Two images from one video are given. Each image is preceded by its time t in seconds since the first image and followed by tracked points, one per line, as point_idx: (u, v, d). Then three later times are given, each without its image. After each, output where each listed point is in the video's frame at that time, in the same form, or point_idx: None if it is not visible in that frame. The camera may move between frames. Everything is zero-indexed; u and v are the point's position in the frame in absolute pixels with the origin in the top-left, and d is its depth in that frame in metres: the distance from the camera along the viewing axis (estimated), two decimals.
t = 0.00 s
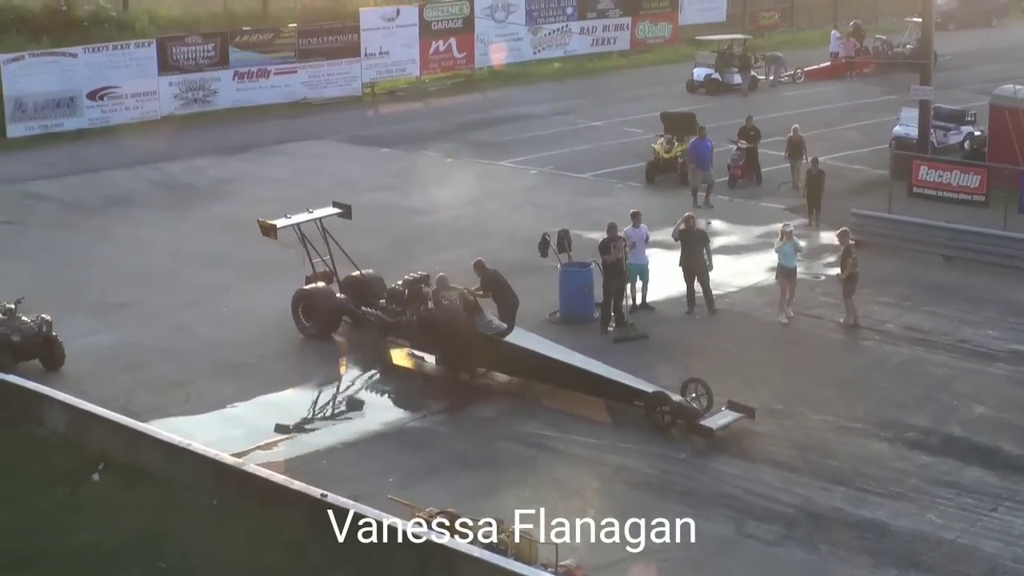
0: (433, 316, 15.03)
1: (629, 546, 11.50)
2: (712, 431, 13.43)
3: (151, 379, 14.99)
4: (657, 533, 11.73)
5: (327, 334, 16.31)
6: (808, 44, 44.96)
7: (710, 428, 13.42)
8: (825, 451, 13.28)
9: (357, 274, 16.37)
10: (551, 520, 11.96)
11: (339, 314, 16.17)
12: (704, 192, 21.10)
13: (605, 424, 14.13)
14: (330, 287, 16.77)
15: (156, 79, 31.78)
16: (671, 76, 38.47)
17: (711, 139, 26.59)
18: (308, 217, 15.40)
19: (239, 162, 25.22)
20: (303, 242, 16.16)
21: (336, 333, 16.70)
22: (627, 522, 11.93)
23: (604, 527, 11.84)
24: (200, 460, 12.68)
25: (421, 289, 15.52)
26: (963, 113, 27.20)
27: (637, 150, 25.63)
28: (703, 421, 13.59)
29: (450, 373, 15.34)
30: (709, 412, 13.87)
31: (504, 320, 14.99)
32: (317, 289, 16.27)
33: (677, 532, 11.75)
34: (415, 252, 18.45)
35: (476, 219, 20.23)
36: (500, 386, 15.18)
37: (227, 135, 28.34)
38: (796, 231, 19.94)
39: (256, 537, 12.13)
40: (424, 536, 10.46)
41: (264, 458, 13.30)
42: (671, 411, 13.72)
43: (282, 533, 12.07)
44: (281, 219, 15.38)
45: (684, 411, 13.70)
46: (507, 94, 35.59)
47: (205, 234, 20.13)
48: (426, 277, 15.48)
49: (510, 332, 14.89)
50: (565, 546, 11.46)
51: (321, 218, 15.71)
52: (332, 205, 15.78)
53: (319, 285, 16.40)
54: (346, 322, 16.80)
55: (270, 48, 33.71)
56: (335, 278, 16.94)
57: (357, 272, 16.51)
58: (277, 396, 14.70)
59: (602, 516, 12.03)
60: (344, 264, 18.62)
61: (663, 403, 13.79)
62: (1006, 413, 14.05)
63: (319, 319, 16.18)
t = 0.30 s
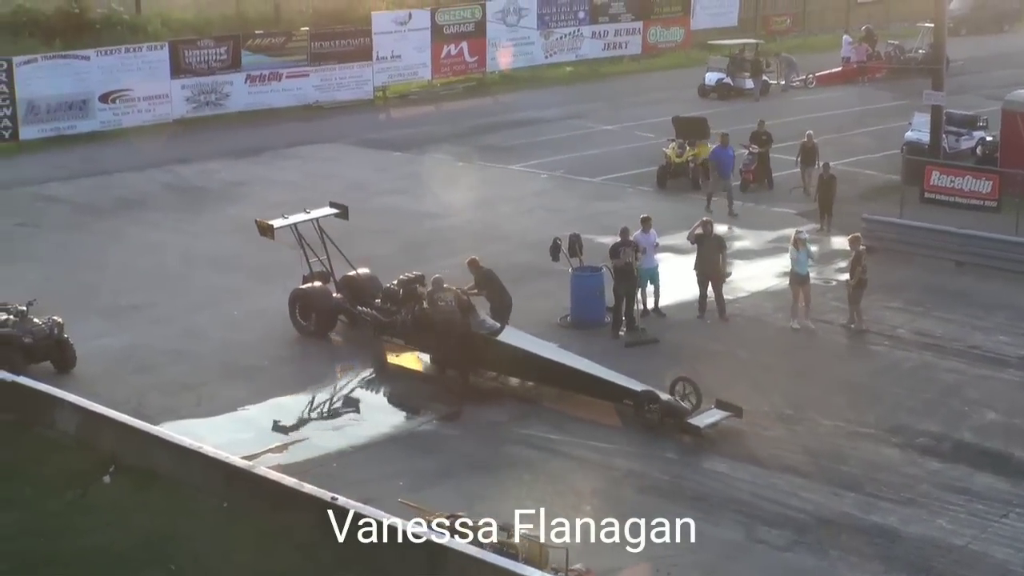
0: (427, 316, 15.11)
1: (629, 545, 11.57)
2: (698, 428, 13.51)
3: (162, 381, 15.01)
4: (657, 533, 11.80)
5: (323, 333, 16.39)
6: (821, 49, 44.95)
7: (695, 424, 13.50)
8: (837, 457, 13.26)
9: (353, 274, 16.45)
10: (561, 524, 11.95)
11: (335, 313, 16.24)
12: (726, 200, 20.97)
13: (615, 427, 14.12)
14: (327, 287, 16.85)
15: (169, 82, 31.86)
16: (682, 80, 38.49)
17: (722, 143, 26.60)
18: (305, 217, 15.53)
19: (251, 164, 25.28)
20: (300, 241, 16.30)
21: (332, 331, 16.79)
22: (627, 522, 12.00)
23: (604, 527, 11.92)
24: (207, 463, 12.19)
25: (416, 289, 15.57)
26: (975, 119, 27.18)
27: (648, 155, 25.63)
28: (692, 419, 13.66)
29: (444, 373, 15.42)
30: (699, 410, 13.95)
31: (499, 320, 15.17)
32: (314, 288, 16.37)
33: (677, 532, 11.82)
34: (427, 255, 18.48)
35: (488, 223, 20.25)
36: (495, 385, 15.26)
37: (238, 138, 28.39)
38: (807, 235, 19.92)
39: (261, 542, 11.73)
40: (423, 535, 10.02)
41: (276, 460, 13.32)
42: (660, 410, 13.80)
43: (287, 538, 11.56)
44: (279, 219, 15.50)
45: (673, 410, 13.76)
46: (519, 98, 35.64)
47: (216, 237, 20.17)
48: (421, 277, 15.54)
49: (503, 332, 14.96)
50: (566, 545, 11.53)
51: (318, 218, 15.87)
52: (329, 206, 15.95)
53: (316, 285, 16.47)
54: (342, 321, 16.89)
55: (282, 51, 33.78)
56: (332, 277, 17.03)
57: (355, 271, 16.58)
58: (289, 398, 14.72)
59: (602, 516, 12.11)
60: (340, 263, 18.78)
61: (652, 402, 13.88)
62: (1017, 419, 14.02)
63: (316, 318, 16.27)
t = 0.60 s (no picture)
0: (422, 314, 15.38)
1: (629, 546, 11.66)
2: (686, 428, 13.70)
3: (175, 383, 15.03)
4: (657, 533, 11.90)
5: (321, 332, 16.60)
6: (835, 56, 44.93)
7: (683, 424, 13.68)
8: (850, 465, 13.24)
9: (353, 275, 16.73)
10: (572, 529, 11.93)
11: (333, 313, 16.46)
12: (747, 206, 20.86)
13: (628, 432, 14.10)
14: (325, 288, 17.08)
15: (183, 85, 31.95)
16: (696, 87, 38.49)
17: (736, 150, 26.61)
18: (304, 218, 15.78)
19: (265, 168, 25.32)
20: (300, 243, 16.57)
21: (329, 331, 16.99)
22: (627, 522, 12.08)
23: (604, 527, 12.00)
24: (223, 466, 12.57)
25: (413, 290, 15.82)
26: (990, 127, 27.15)
27: (661, 161, 25.62)
28: (680, 419, 13.79)
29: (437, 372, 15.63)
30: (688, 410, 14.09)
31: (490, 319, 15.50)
32: (313, 289, 16.60)
33: (676, 532, 11.91)
34: (440, 260, 18.50)
35: (501, 228, 20.27)
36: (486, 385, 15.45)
37: (252, 141, 28.42)
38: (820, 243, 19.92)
39: (278, 541, 12.01)
40: (424, 536, 10.66)
41: (287, 463, 13.30)
42: (649, 409, 13.99)
43: (307, 539, 11.94)
44: (279, 219, 15.73)
45: (662, 410, 13.95)
46: (534, 103, 35.67)
47: (230, 240, 20.21)
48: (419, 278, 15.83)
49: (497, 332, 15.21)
50: (567, 546, 11.61)
51: (318, 219, 16.14)
52: (330, 209, 16.25)
53: (315, 285, 16.71)
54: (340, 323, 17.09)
55: (298, 55, 33.83)
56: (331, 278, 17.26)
57: (353, 272, 16.82)
58: (302, 402, 14.73)
59: (601, 516, 12.20)
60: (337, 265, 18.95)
61: (642, 401, 14.06)
62: None
63: (314, 316, 16.48)
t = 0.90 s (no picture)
0: (418, 315, 15.55)
1: (629, 545, 11.75)
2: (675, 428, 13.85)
3: (188, 386, 15.06)
4: (657, 532, 12.00)
5: (320, 332, 16.76)
6: (850, 64, 44.89)
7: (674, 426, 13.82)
8: (863, 474, 13.20)
9: (353, 275, 16.89)
10: (583, 535, 11.90)
11: (331, 313, 16.62)
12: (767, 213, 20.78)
13: (640, 439, 14.08)
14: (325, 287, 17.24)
15: (198, 89, 32.02)
16: (711, 93, 38.47)
17: (751, 157, 26.60)
18: (304, 218, 16.13)
19: (279, 171, 25.36)
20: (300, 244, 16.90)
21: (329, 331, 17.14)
22: (627, 522, 12.18)
23: (604, 527, 12.09)
24: (236, 470, 12.49)
25: (410, 291, 15.96)
26: (1005, 136, 27.11)
27: (675, 168, 25.61)
28: (670, 420, 13.94)
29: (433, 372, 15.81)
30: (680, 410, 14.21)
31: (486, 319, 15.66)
32: (312, 289, 16.75)
33: (676, 532, 12.01)
34: (454, 266, 18.52)
35: (515, 234, 20.29)
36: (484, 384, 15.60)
37: (266, 145, 28.46)
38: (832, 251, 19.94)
39: (291, 544, 11.88)
40: (424, 535, 10.77)
41: (300, 468, 13.31)
42: (640, 411, 14.11)
43: (319, 542, 11.81)
44: (279, 220, 16.03)
45: (652, 410, 14.07)
46: (548, 109, 35.69)
47: (244, 243, 20.25)
48: (416, 279, 15.99)
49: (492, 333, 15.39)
50: (567, 545, 11.68)
51: (317, 220, 16.56)
52: (329, 209, 16.68)
53: (313, 286, 16.86)
54: (339, 322, 17.24)
55: (313, 59, 33.88)
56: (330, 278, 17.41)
57: (352, 272, 16.97)
58: (315, 407, 14.75)
59: (602, 516, 12.29)
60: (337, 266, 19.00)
61: (633, 403, 14.18)
62: None
63: (313, 317, 16.64)
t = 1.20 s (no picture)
0: (414, 315, 15.61)
1: (629, 545, 11.81)
2: (666, 429, 13.94)
3: (202, 390, 15.08)
4: (658, 533, 12.06)
5: (318, 332, 16.86)
6: (864, 70, 44.85)
7: (666, 426, 13.91)
8: (877, 481, 13.15)
9: (353, 277, 16.98)
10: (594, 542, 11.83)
11: (330, 313, 16.73)
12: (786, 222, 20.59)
13: (654, 444, 14.04)
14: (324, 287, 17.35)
15: (212, 94, 32.13)
16: (725, 99, 38.46)
17: (764, 163, 26.60)
18: (304, 221, 16.33)
19: (293, 176, 25.41)
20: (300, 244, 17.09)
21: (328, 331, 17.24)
22: (628, 523, 12.24)
23: (604, 527, 12.15)
24: (249, 473, 12.21)
25: (407, 292, 16.09)
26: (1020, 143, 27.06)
27: (689, 174, 25.61)
28: (663, 419, 14.08)
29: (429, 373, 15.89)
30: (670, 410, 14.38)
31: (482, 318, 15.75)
32: (311, 289, 16.85)
33: (677, 532, 12.06)
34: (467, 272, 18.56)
35: (529, 239, 20.30)
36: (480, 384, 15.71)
37: (279, 149, 28.52)
38: (843, 258, 19.94)
39: (302, 552, 11.63)
40: (424, 536, 10.59)
41: (313, 472, 13.30)
42: (632, 411, 14.19)
43: (329, 549, 11.55)
44: (278, 222, 16.23)
45: (645, 410, 14.20)
46: (562, 115, 35.70)
47: (258, 248, 20.29)
48: (413, 279, 16.10)
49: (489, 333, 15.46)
50: (567, 545, 11.74)
51: (317, 222, 16.77)
52: (330, 212, 16.90)
53: (312, 286, 16.95)
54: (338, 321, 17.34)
55: (327, 64, 33.96)
56: (329, 278, 17.53)
57: (351, 272, 17.07)
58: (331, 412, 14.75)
59: (602, 517, 12.35)
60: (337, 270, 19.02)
61: (626, 403, 14.25)
62: None
63: (312, 317, 16.74)
